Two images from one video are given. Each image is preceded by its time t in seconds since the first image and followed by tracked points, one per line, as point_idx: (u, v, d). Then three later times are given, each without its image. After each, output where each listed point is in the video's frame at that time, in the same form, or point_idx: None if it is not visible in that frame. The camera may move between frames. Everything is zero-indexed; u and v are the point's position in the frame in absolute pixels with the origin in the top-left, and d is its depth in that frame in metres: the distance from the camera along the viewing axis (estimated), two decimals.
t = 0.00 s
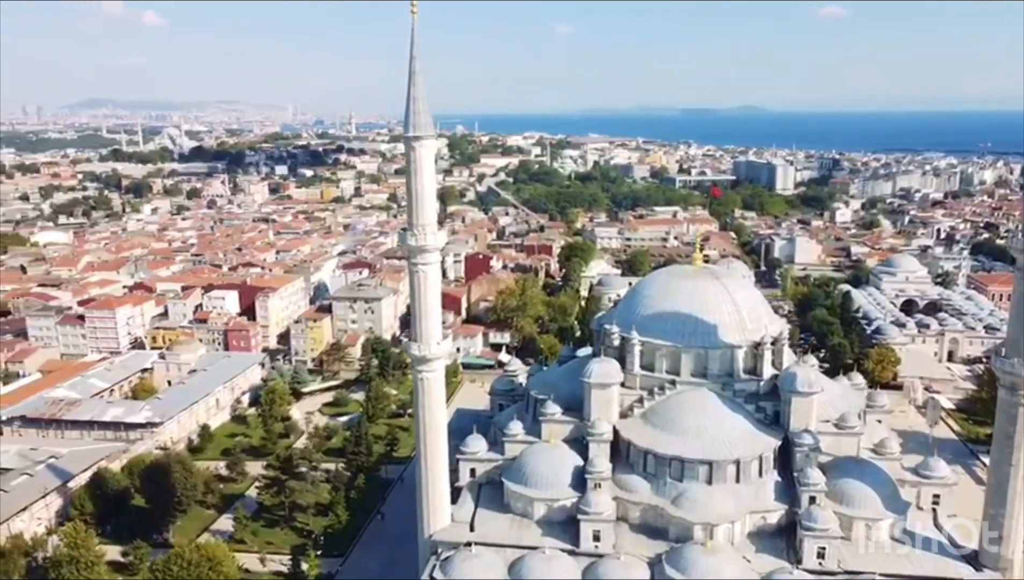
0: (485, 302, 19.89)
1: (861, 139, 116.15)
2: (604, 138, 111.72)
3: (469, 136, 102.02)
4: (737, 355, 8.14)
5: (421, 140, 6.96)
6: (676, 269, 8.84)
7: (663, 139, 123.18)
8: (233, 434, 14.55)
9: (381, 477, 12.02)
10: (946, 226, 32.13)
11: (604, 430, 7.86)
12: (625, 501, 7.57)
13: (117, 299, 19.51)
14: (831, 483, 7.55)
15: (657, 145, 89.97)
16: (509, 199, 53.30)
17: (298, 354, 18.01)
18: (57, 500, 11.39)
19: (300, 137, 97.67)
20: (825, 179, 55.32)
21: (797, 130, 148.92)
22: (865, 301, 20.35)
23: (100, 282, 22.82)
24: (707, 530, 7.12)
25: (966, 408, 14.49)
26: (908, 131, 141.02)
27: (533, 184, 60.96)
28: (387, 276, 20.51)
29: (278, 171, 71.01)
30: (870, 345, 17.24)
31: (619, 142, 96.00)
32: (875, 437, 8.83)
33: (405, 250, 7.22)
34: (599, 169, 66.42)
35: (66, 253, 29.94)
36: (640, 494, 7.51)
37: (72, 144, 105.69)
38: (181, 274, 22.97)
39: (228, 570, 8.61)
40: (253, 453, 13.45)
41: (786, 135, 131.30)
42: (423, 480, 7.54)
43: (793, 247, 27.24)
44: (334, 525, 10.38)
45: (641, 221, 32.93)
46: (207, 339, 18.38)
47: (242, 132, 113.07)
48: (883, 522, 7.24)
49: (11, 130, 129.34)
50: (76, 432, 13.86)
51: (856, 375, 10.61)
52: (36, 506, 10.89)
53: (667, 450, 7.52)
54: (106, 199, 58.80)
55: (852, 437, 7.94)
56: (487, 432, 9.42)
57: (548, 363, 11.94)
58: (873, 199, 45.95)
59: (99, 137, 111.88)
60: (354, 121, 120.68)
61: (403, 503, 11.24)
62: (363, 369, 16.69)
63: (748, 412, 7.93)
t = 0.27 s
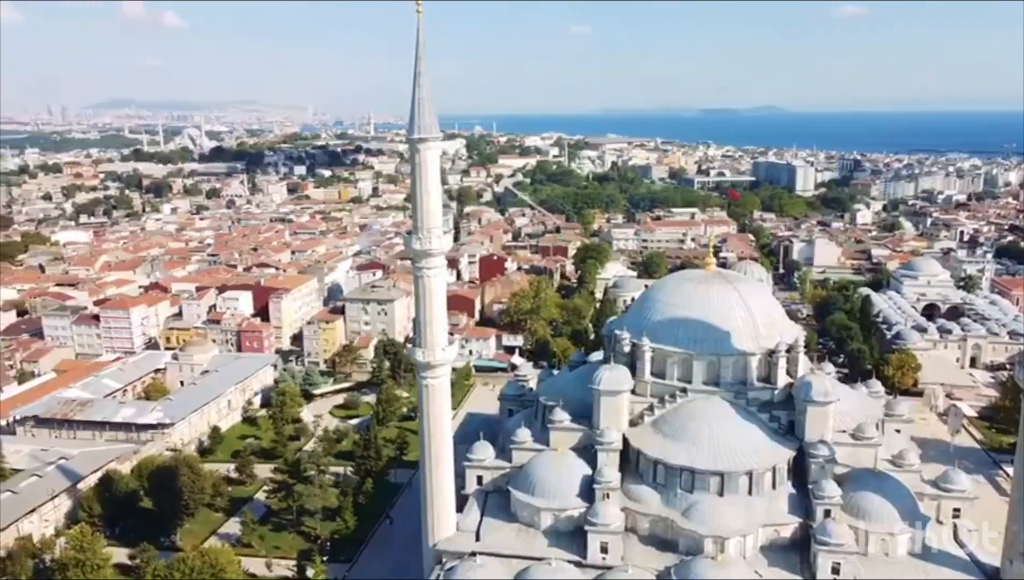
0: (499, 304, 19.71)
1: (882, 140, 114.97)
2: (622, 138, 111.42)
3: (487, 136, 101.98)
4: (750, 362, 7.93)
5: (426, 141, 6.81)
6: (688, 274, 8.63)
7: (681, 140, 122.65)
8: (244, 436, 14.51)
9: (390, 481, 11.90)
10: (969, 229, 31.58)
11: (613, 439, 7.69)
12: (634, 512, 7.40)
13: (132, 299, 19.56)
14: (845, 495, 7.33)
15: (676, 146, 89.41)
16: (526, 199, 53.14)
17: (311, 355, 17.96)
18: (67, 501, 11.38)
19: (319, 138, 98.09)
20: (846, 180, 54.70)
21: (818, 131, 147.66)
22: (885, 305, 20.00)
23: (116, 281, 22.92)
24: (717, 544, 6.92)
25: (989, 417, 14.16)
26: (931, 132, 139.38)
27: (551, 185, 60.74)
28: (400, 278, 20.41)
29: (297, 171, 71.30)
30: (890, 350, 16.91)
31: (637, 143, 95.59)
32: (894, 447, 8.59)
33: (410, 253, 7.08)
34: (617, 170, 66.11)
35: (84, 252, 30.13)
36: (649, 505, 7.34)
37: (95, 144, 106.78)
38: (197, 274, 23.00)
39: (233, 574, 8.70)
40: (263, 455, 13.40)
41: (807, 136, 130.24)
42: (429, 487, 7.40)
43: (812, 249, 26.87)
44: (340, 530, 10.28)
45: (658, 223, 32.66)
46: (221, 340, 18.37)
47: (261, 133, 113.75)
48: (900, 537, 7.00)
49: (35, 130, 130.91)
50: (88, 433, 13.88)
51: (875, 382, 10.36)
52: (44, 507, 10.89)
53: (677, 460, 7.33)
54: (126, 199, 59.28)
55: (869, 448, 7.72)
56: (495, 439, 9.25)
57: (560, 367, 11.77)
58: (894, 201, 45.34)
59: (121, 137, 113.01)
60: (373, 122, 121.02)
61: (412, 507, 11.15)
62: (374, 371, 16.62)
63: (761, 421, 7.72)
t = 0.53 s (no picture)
0: (512, 306, 19.54)
1: (905, 141, 113.75)
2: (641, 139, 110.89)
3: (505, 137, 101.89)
4: (764, 371, 7.72)
5: (431, 143, 6.67)
6: (700, 280, 8.43)
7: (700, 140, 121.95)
8: (255, 438, 14.47)
9: (399, 485, 11.79)
10: (993, 231, 31.04)
11: (621, 448, 7.51)
12: (642, 524, 7.21)
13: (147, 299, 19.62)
14: (862, 509, 7.10)
15: (695, 146, 88.85)
16: (543, 200, 52.96)
17: (323, 357, 17.90)
18: (76, 502, 11.36)
19: (337, 138, 98.42)
20: (867, 181, 54.03)
21: (839, 131, 146.28)
22: (906, 309, 19.63)
23: (132, 281, 23.01)
24: (728, 558, 6.73)
25: (1012, 425, 13.81)
26: (955, 133, 137.61)
27: (568, 186, 60.50)
28: (414, 279, 20.30)
29: (315, 171, 71.54)
30: (910, 355, 16.59)
31: (656, 143, 95.08)
32: (912, 459, 8.34)
33: (414, 259, 6.94)
34: (635, 170, 65.76)
35: (102, 252, 30.32)
36: (658, 516, 7.16)
37: (117, 144, 107.81)
38: (212, 275, 23.04)
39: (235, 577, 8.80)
40: (273, 458, 13.34)
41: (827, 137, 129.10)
42: (433, 496, 7.27)
43: (831, 252, 26.51)
44: (348, 536, 10.17)
45: (675, 224, 32.36)
46: (233, 341, 18.36)
47: (281, 133, 114.39)
48: (918, 553, 6.75)
49: (60, 130, 132.53)
50: (99, 434, 13.90)
51: (894, 390, 10.11)
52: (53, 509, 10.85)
53: (687, 471, 7.14)
54: (147, 198, 59.73)
55: (886, 460, 7.49)
56: (503, 446, 9.10)
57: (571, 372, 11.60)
58: (916, 202, 44.70)
59: (143, 137, 114.00)
60: (391, 122, 121.32)
61: (421, 512, 11.03)
62: (386, 373, 16.52)
63: (775, 431, 7.51)
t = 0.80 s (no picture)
0: (525, 308, 19.38)
1: (927, 141, 112.54)
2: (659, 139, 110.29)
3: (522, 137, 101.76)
4: (777, 379, 7.52)
5: (434, 144, 6.52)
6: (712, 285, 8.24)
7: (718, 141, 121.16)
8: (265, 440, 14.42)
9: (408, 490, 11.65)
10: (1017, 234, 30.45)
11: (630, 457, 7.34)
12: (650, 536, 7.04)
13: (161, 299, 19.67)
14: (878, 524, 6.88)
15: (714, 146, 88.20)
16: (560, 200, 52.72)
17: (335, 358, 17.84)
18: (85, 503, 11.35)
19: (356, 138, 98.69)
20: (889, 182, 53.32)
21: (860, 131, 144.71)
22: (927, 313, 19.24)
23: (148, 281, 23.10)
24: (738, 572, 6.54)
25: None
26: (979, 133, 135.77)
27: (585, 186, 60.23)
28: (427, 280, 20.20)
29: (333, 171, 71.73)
30: (931, 361, 16.25)
31: (675, 143, 94.52)
32: (931, 471, 8.10)
33: (418, 263, 6.81)
34: (653, 171, 65.36)
35: (120, 252, 30.51)
36: (667, 528, 6.98)
37: (139, 143, 108.77)
38: (226, 275, 23.06)
39: None
40: (282, 460, 13.27)
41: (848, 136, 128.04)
42: (436, 505, 7.13)
43: (851, 255, 26.12)
44: (354, 541, 10.05)
45: (693, 226, 32.04)
46: (246, 342, 18.33)
47: (300, 133, 114.91)
48: (937, 570, 6.52)
49: (83, 130, 134.04)
50: (110, 434, 13.92)
51: (911, 399, 9.86)
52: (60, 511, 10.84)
53: (697, 482, 6.96)
54: (166, 198, 60.13)
55: (904, 473, 7.27)
56: (510, 453, 8.95)
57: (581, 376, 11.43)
58: (939, 204, 44.01)
59: (164, 137, 114.90)
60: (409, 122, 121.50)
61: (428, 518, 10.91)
62: (397, 375, 16.42)
63: (788, 442, 7.30)
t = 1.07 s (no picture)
0: (538, 310, 19.23)
1: (949, 141, 111.13)
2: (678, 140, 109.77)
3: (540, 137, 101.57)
4: (790, 388, 7.31)
5: (438, 145, 6.38)
6: (723, 290, 8.04)
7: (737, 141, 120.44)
8: (275, 442, 14.36)
9: (416, 494, 11.51)
10: None
11: (637, 468, 7.16)
12: (658, 548, 6.85)
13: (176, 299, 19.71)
14: (894, 539, 6.64)
15: (733, 147, 87.57)
16: (577, 201, 52.53)
17: (346, 360, 17.77)
18: (93, 505, 11.31)
19: (374, 138, 98.96)
20: (910, 184, 52.60)
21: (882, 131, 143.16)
22: (949, 318, 18.86)
23: (163, 280, 23.18)
24: None
25: None
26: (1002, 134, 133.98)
27: (603, 187, 59.96)
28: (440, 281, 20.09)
29: (351, 171, 71.92)
30: (952, 367, 15.91)
31: (694, 144, 93.96)
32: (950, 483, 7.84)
33: (421, 267, 6.67)
34: (671, 172, 64.96)
35: (138, 251, 30.69)
36: (674, 541, 6.79)
37: (160, 143, 109.72)
38: (241, 275, 23.09)
39: None
40: (291, 463, 13.21)
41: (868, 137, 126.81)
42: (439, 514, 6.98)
43: (870, 257, 25.73)
44: (360, 547, 9.95)
45: (710, 227, 31.72)
46: (258, 343, 18.31)
47: (319, 133, 115.41)
48: None
49: (106, 130, 135.51)
50: (121, 435, 13.94)
51: (931, 407, 9.59)
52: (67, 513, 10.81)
53: (706, 494, 6.77)
54: (186, 197, 60.56)
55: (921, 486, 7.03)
56: (517, 460, 8.79)
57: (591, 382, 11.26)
58: (962, 206, 43.31)
59: (184, 137, 115.81)
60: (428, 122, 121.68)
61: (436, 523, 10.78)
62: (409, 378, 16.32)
63: (801, 453, 7.09)
